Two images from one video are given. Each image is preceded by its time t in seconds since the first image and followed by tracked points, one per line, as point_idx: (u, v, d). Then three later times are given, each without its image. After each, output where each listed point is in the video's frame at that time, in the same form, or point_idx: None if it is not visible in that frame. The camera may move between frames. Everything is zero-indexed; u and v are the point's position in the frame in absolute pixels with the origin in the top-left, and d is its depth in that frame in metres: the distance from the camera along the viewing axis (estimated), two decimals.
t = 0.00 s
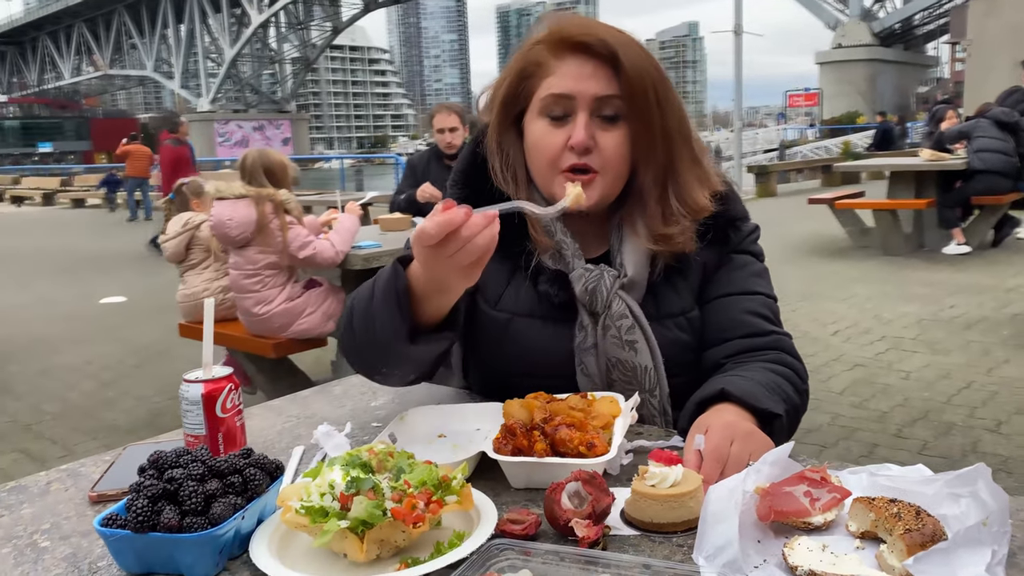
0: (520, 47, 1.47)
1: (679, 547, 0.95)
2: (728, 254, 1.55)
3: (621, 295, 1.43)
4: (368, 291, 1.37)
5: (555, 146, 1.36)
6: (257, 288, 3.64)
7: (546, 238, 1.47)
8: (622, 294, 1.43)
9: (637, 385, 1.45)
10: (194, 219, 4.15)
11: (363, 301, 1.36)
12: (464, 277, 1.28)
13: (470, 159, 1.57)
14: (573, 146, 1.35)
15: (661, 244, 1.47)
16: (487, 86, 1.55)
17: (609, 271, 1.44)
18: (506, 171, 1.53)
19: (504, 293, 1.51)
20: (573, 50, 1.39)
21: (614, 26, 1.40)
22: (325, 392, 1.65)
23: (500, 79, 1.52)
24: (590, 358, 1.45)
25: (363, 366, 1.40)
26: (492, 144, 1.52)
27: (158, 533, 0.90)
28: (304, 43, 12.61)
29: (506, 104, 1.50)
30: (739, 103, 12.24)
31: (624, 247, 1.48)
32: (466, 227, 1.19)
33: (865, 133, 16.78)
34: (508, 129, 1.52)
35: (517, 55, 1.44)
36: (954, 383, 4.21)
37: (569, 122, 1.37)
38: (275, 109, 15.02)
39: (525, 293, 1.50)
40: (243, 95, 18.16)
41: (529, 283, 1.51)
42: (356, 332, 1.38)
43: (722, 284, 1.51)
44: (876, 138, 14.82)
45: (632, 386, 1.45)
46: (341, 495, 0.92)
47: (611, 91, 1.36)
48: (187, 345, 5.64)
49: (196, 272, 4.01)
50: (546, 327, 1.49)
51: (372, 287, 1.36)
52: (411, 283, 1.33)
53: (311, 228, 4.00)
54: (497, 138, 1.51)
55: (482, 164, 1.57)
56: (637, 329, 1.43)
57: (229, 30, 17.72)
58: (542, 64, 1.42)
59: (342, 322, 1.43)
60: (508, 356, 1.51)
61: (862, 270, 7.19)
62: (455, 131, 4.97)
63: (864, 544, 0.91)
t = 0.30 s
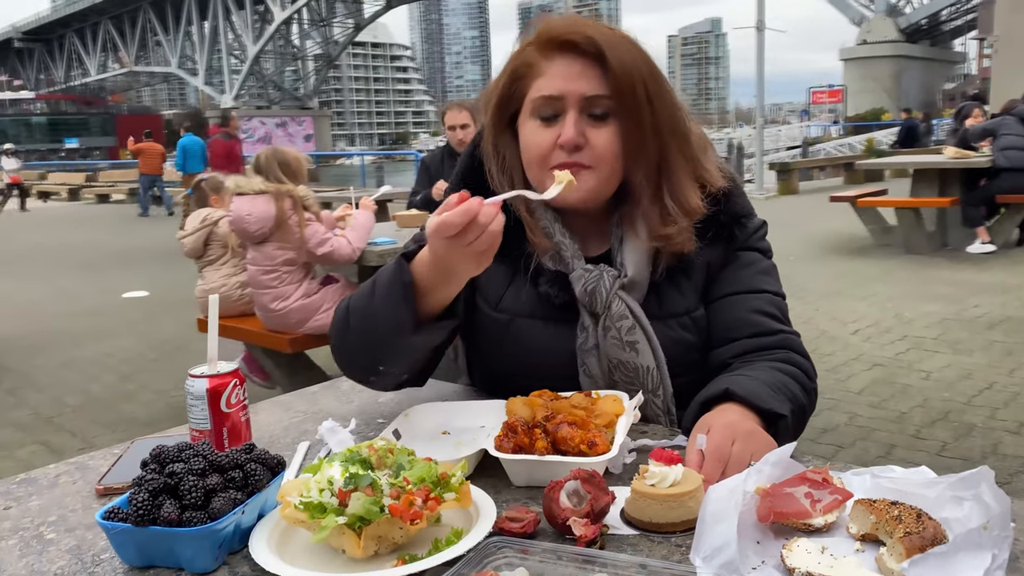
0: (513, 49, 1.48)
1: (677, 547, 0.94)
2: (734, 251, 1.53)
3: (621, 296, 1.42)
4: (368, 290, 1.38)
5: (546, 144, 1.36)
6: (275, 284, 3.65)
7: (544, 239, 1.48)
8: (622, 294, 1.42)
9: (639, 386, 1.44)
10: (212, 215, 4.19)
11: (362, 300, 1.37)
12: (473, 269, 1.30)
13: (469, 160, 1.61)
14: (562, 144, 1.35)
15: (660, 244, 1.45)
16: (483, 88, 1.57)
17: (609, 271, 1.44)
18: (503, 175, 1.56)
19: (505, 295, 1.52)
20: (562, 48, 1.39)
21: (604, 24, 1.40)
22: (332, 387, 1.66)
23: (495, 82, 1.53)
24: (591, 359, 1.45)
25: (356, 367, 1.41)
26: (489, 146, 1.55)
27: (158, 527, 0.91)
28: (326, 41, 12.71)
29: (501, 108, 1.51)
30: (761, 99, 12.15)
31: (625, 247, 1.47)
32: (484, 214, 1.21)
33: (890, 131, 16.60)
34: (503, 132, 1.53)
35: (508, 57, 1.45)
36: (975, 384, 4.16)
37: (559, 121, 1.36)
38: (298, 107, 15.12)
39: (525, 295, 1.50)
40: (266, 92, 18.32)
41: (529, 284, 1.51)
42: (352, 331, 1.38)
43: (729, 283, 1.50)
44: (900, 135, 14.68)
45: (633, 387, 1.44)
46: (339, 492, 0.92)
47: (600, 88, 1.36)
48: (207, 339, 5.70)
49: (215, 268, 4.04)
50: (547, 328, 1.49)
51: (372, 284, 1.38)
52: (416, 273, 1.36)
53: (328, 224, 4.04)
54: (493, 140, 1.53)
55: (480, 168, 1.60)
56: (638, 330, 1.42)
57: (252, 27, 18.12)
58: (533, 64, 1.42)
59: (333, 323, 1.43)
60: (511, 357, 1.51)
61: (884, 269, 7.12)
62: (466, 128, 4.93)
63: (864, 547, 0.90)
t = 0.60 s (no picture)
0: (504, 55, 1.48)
1: (673, 548, 0.94)
2: (738, 251, 1.52)
3: (620, 300, 1.41)
4: (378, 289, 1.38)
5: (539, 149, 1.35)
6: (291, 279, 3.66)
7: (541, 244, 1.47)
8: (621, 298, 1.42)
9: (639, 389, 1.44)
10: (228, 212, 4.23)
11: (371, 300, 1.37)
12: (490, 265, 1.31)
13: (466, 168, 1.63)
14: (554, 148, 1.34)
15: (660, 248, 1.45)
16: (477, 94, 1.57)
17: (608, 274, 1.44)
18: (498, 181, 1.57)
19: (505, 299, 1.52)
20: (551, 52, 1.39)
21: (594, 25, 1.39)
22: (339, 384, 1.67)
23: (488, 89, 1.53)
24: (592, 363, 1.45)
25: (356, 370, 1.42)
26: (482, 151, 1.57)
27: (156, 521, 0.92)
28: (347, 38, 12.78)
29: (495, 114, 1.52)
30: (782, 96, 12.07)
31: (624, 251, 1.46)
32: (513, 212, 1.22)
33: (914, 129, 16.41)
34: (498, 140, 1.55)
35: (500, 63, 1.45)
36: (996, 385, 4.11)
37: (550, 126, 1.36)
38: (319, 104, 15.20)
39: (525, 299, 1.51)
40: (288, 89, 18.45)
41: (529, 288, 1.51)
42: (358, 332, 1.39)
43: (733, 283, 1.49)
44: (924, 132, 14.51)
45: (634, 390, 1.43)
46: (336, 488, 0.93)
47: (590, 90, 1.35)
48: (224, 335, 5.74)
49: (231, 264, 4.07)
50: (547, 331, 1.50)
51: (383, 283, 1.38)
52: (431, 271, 1.36)
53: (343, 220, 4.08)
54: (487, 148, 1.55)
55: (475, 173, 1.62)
56: (637, 333, 1.42)
57: (274, 24, 18.08)
58: (524, 70, 1.42)
59: (336, 325, 1.44)
60: (512, 361, 1.51)
61: (904, 268, 7.04)
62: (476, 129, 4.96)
63: (862, 549, 0.89)
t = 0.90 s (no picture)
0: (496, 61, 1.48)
1: (663, 546, 0.94)
2: (740, 250, 1.51)
3: (616, 300, 1.41)
4: (387, 279, 1.39)
5: (525, 158, 1.35)
6: (305, 276, 3.67)
7: (538, 247, 1.49)
8: (618, 298, 1.42)
9: (636, 389, 1.44)
10: (243, 210, 4.27)
11: (379, 291, 1.38)
12: (502, 250, 1.33)
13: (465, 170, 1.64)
14: (541, 157, 1.33)
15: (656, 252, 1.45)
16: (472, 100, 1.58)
17: (605, 274, 1.44)
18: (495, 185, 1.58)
19: (504, 300, 1.53)
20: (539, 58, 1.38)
21: (582, 28, 1.38)
22: (344, 380, 1.68)
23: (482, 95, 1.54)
24: (589, 363, 1.45)
25: (358, 368, 1.43)
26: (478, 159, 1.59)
27: (151, 514, 0.93)
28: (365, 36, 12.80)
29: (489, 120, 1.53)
30: (802, 94, 11.97)
31: (622, 252, 1.46)
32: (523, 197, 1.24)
33: (938, 127, 16.21)
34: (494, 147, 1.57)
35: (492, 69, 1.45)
36: (1014, 386, 4.06)
37: (537, 133, 1.35)
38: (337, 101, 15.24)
39: (524, 300, 1.52)
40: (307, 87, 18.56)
41: (527, 290, 1.52)
42: (364, 325, 1.40)
43: (736, 282, 1.48)
44: (947, 130, 14.32)
45: (631, 390, 1.43)
46: (328, 483, 0.94)
47: (576, 97, 1.33)
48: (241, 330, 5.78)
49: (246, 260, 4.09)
50: (546, 331, 1.50)
51: (392, 273, 1.39)
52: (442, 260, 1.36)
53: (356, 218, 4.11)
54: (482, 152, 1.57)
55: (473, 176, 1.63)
56: (634, 333, 1.42)
57: (294, 22, 18.31)
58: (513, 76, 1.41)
59: (340, 320, 1.45)
60: (512, 361, 1.52)
61: (924, 267, 6.97)
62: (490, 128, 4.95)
63: (852, 549, 0.89)
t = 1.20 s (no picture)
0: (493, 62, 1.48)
1: (657, 542, 0.94)
2: (743, 247, 1.51)
3: (616, 296, 1.41)
4: (389, 271, 1.40)
5: (523, 159, 1.34)
6: (318, 273, 3.66)
7: (539, 244, 1.50)
8: (619, 294, 1.42)
9: (636, 385, 1.44)
10: (257, 207, 4.30)
11: (379, 283, 1.39)
12: (504, 248, 1.32)
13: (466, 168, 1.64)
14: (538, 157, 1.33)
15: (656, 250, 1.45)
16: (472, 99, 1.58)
17: (606, 271, 1.44)
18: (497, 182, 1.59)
19: (505, 297, 1.53)
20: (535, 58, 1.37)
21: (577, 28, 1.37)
22: (349, 376, 1.69)
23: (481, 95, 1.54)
24: (590, 360, 1.45)
25: (360, 359, 1.44)
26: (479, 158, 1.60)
27: (149, 507, 0.95)
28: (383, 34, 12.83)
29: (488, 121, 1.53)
30: (821, 92, 11.88)
31: (622, 250, 1.46)
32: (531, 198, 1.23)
33: (959, 125, 16.02)
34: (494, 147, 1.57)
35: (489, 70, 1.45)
36: None
37: (533, 134, 1.34)
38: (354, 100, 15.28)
39: (525, 297, 1.52)
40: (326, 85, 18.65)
41: (528, 286, 1.52)
42: (365, 316, 1.40)
43: (738, 279, 1.48)
44: (969, 128, 14.15)
45: (631, 387, 1.43)
46: (323, 478, 0.94)
47: (570, 97, 1.32)
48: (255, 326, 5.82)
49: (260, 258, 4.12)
50: (546, 328, 1.51)
51: (393, 265, 1.40)
52: (443, 252, 1.37)
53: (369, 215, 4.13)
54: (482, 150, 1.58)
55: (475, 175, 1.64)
56: (634, 330, 1.42)
57: (314, 21, 18.42)
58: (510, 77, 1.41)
59: (341, 311, 1.46)
60: (512, 357, 1.53)
61: (943, 266, 6.91)
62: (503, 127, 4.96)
63: (845, 547, 0.88)
